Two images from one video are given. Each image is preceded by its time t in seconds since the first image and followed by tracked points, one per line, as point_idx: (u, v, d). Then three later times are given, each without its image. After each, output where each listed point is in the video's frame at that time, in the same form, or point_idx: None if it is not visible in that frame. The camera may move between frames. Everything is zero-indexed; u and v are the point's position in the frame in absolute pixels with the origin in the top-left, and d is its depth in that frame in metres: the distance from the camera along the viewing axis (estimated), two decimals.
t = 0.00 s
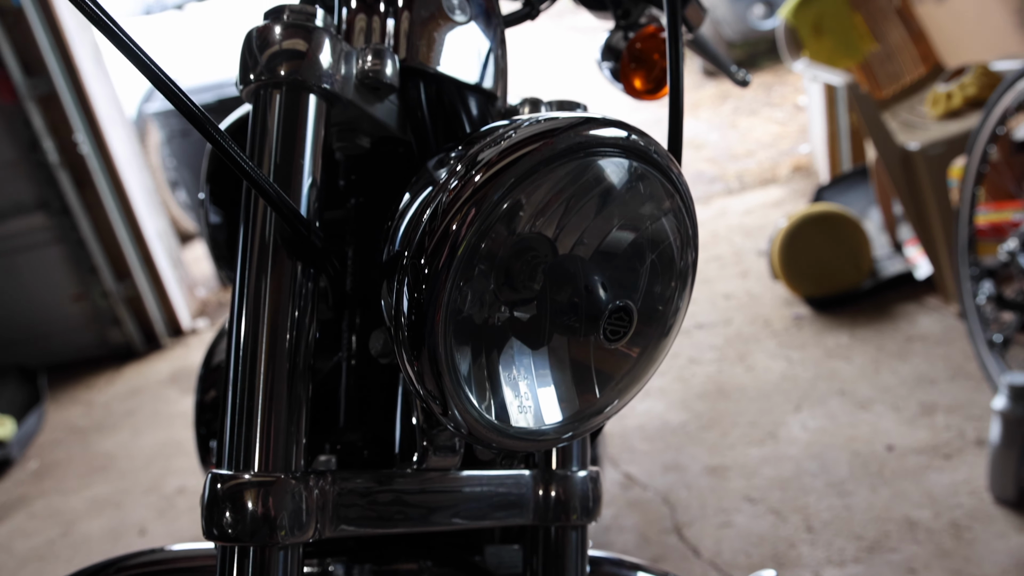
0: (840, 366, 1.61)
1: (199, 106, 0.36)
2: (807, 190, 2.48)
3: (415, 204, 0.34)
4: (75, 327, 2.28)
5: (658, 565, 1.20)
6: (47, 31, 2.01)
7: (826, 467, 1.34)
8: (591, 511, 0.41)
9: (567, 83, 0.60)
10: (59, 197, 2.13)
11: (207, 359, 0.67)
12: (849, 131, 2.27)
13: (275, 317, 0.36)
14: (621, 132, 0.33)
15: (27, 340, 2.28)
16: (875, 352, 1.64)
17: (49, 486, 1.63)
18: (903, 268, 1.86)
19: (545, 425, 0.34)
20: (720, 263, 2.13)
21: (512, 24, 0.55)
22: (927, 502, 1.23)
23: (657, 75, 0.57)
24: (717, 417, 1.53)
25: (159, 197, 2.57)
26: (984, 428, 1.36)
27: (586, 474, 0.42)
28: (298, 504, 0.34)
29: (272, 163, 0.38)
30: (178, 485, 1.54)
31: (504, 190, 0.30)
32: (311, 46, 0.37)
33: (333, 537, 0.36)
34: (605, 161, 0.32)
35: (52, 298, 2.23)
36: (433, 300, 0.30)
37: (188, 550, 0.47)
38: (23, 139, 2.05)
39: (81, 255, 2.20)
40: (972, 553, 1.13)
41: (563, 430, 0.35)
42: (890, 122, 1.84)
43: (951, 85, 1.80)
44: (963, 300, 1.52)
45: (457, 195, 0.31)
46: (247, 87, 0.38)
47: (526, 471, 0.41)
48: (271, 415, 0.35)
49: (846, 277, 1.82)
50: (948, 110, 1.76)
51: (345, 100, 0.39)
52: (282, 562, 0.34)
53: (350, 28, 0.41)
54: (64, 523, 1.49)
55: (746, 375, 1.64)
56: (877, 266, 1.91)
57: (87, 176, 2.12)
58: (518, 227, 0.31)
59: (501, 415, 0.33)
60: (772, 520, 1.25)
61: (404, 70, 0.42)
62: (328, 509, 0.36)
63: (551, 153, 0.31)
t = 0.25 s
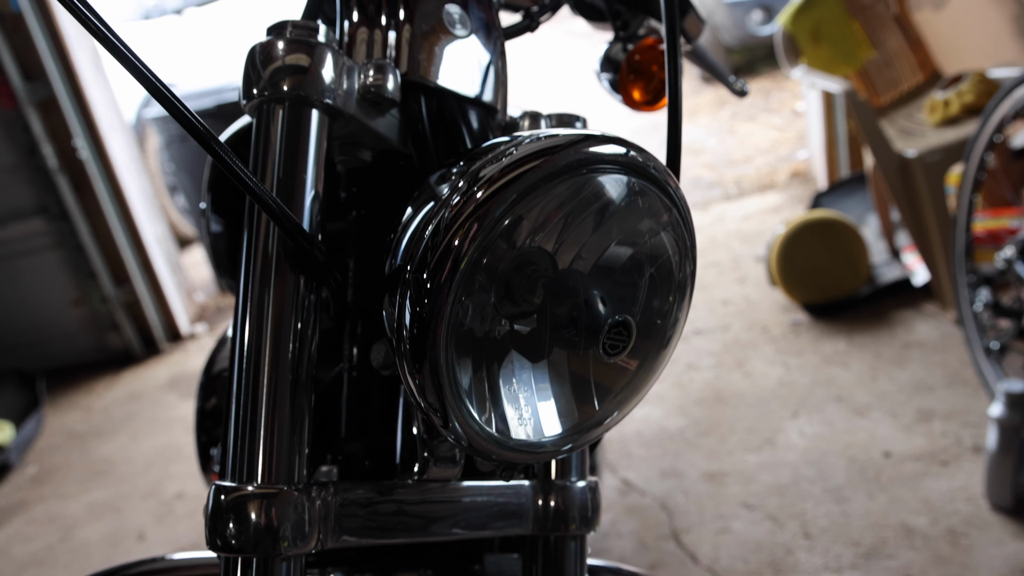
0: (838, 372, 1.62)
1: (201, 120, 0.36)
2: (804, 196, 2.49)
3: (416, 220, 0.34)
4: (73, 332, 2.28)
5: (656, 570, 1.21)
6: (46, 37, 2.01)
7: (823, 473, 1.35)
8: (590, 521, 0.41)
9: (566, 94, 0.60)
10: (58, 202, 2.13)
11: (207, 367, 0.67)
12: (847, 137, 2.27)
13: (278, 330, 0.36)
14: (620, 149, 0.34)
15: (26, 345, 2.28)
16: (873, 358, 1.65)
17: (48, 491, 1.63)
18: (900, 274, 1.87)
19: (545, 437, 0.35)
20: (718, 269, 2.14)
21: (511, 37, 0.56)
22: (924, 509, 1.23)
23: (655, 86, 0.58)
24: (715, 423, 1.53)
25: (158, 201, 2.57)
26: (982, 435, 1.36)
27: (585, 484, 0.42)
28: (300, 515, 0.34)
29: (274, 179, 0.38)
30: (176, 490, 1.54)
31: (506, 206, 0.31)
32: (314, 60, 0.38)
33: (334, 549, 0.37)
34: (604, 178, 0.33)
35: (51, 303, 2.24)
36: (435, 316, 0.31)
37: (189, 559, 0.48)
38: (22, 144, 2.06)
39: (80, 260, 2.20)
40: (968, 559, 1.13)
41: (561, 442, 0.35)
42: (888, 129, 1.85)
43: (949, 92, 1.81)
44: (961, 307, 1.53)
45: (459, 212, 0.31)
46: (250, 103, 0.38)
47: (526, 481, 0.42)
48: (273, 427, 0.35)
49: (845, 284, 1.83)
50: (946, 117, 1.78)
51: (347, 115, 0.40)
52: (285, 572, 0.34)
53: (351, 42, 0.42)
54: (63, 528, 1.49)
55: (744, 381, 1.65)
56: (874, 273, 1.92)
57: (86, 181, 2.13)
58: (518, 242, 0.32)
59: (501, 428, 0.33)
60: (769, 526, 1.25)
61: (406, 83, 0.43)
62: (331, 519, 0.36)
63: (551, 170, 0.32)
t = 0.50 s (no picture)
0: (835, 379, 1.63)
1: (206, 139, 0.37)
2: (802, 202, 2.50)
3: (419, 238, 0.35)
4: (72, 337, 2.29)
5: None
6: (45, 43, 2.02)
7: (820, 480, 1.35)
8: (590, 532, 0.42)
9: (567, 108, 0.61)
10: (57, 207, 2.14)
11: (210, 376, 0.68)
12: (845, 144, 2.28)
13: (283, 346, 0.37)
14: (619, 169, 0.35)
15: (25, 351, 2.29)
16: (870, 365, 1.66)
17: (48, 497, 1.64)
18: (898, 282, 1.88)
19: (546, 451, 0.35)
20: (716, 276, 2.14)
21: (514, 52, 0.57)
22: (921, 516, 1.24)
23: (654, 100, 0.59)
24: (713, 430, 1.54)
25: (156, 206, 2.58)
26: (978, 442, 1.37)
27: (584, 496, 0.43)
28: (305, 528, 0.35)
29: (279, 196, 0.39)
30: (176, 496, 1.54)
31: (509, 226, 0.32)
32: (318, 78, 0.38)
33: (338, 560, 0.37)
34: (604, 198, 0.34)
35: (50, 308, 2.24)
36: (438, 334, 0.31)
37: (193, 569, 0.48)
38: (22, 150, 2.06)
39: (79, 266, 2.20)
40: (964, 566, 1.14)
41: (562, 456, 0.36)
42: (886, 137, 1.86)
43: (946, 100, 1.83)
44: (958, 315, 1.54)
45: (463, 231, 0.32)
46: (255, 121, 0.39)
47: (526, 493, 0.43)
48: (279, 440, 0.36)
49: (842, 291, 1.83)
50: (943, 125, 1.79)
51: (351, 132, 0.40)
52: None
53: (355, 58, 0.43)
54: (62, 534, 1.50)
55: (741, 388, 1.65)
56: (872, 280, 1.93)
57: (85, 186, 2.13)
58: (519, 261, 0.32)
59: (503, 443, 0.34)
60: (767, 533, 1.26)
61: (409, 101, 0.44)
62: (335, 531, 0.37)
63: (553, 191, 0.32)
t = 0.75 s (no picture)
0: (833, 386, 1.63)
1: (212, 156, 0.37)
2: (801, 208, 2.51)
3: (423, 255, 0.36)
4: (72, 342, 2.30)
5: None
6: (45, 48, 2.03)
7: (818, 486, 1.36)
8: (590, 542, 0.43)
9: (569, 121, 0.61)
10: (57, 212, 2.14)
11: (213, 384, 0.68)
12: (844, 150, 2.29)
13: (289, 359, 0.37)
14: (620, 188, 0.35)
15: (25, 355, 2.29)
16: (868, 371, 1.66)
17: (48, 501, 1.64)
18: (896, 288, 1.89)
19: (546, 463, 0.36)
20: (715, 282, 2.15)
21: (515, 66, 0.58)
22: (918, 522, 1.25)
23: (654, 112, 0.59)
24: (711, 436, 1.54)
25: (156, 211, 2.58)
26: (975, 449, 1.38)
27: (584, 506, 0.44)
28: (310, 539, 0.36)
29: (285, 213, 0.40)
30: (176, 501, 1.55)
31: (513, 244, 0.32)
32: (323, 95, 0.39)
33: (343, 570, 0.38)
34: (606, 217, 0.34)
35: (50, 313, 2.25)
36: (443, 349, 0.32)
37: None
38: (22, 155, 2.07)
39: (79, 271, 2.21)
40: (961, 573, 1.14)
41: (562, 468, 0.37)
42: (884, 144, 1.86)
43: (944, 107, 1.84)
44: (955, 322, 1.55)
45: (467, 249, 0.32)
46: (261, 138, 0.40)
47: (527, 504, 0.43)
48: (285, 452, 0.36)
49: (841, 298, 1.84)
50: (942, 132, 1.80)
51: (355, 148, 0.41)
52: None
53: (359, 73, 0.43)
54: (63, 539, 1.50)
55: (740, 394, 1.66)
56: (871, 286, 1.94)
57: (86, 192, 2.14)
58: (522, 278, 0.33)
59: (505, 456, 0.35)
60: (765, 539, 1.26)
61: (412, 117, 0.44)
62: (340, 541, 0.38)
63: (555, 211, 0.33)
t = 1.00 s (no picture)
0: (831, 393, 1.64)
1: (219, 176, 0.38)
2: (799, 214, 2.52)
3: (428, 274, 0.37)
4: (72, 347, 2.30)
5: None
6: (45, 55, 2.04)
7: (815, 493, 1.37)
8: (589, 552, 0.44)
9: (569, 135, 0.62)
10: (57, 218, 2.15)
11: (217, 392, 0.69)
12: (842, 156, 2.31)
13: (296, 374, 0.38)
14: (620, 209, 0.36)
15: (24, 360, 2.30)
16: (865, 378, 1.67)
17: (48, 506, 1.65)
18: (894, 295, 1.90)
19: (548, 477, 0.37)
20: (713, 288, 2.16)
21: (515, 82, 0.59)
22: (914, 529, 1.25)
23: (654, 127, 0.60)
24: (709, 442, 1.55)
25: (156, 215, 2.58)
26: (971, 456, 1.39)
27: (584, 518, 0.44)
28: (317, 550, 0.36)
29: (292, 231, 0.41)
30: (177, 506, 1.56)
31: (518, 264, 0.33)
32: (329, 116, 0.40)
33: None
34: (607, 238, 0.35)
35: (50, 318, 2.26)
36: (448, 368, 0.33)
37: None
38: (22, 162, 2.08)
39: (79, 276, 2.22)
40: None
41: (563, 482, 0.38)
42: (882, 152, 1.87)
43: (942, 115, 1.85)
44: (952, 329, 1.55)
45: (472, 269, 0.33)
46: (268, 158, 0.41)
47: (528, 515, 0.44)
48: (292, 464, 0.37)
49: (838, 305, 1.85)
50: (939, 140, 1.81)
51: (360, 167, 0.42)
52: None
53: (363, 91, 0.44)
54: (64, 544, 1.51)
55: (738, 400, 1.67)
56: (868, 293, 1.95)
57: (86, 198, 2.15)
58: (526, 298, 0.34)
59: (507, 470, 0.36)
60: (762, 545, 1.27)
61: (416, 135, 0.45)
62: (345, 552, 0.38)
63: (557, 233, 0.34)
